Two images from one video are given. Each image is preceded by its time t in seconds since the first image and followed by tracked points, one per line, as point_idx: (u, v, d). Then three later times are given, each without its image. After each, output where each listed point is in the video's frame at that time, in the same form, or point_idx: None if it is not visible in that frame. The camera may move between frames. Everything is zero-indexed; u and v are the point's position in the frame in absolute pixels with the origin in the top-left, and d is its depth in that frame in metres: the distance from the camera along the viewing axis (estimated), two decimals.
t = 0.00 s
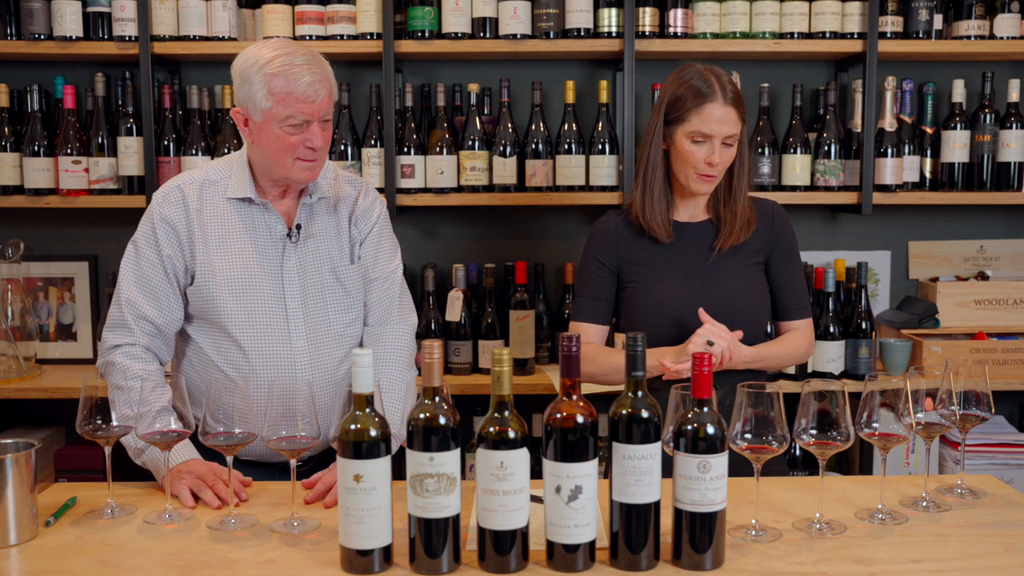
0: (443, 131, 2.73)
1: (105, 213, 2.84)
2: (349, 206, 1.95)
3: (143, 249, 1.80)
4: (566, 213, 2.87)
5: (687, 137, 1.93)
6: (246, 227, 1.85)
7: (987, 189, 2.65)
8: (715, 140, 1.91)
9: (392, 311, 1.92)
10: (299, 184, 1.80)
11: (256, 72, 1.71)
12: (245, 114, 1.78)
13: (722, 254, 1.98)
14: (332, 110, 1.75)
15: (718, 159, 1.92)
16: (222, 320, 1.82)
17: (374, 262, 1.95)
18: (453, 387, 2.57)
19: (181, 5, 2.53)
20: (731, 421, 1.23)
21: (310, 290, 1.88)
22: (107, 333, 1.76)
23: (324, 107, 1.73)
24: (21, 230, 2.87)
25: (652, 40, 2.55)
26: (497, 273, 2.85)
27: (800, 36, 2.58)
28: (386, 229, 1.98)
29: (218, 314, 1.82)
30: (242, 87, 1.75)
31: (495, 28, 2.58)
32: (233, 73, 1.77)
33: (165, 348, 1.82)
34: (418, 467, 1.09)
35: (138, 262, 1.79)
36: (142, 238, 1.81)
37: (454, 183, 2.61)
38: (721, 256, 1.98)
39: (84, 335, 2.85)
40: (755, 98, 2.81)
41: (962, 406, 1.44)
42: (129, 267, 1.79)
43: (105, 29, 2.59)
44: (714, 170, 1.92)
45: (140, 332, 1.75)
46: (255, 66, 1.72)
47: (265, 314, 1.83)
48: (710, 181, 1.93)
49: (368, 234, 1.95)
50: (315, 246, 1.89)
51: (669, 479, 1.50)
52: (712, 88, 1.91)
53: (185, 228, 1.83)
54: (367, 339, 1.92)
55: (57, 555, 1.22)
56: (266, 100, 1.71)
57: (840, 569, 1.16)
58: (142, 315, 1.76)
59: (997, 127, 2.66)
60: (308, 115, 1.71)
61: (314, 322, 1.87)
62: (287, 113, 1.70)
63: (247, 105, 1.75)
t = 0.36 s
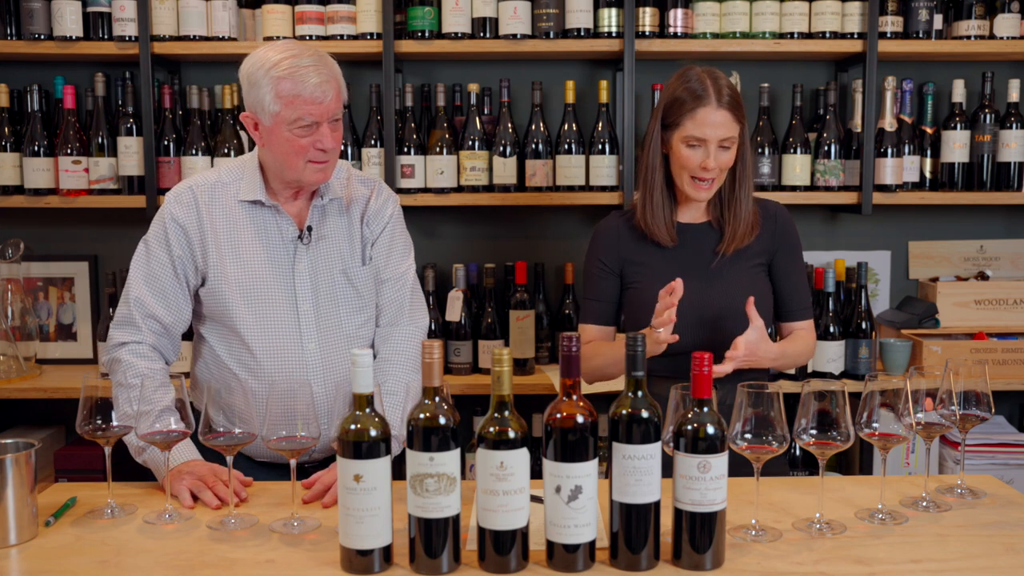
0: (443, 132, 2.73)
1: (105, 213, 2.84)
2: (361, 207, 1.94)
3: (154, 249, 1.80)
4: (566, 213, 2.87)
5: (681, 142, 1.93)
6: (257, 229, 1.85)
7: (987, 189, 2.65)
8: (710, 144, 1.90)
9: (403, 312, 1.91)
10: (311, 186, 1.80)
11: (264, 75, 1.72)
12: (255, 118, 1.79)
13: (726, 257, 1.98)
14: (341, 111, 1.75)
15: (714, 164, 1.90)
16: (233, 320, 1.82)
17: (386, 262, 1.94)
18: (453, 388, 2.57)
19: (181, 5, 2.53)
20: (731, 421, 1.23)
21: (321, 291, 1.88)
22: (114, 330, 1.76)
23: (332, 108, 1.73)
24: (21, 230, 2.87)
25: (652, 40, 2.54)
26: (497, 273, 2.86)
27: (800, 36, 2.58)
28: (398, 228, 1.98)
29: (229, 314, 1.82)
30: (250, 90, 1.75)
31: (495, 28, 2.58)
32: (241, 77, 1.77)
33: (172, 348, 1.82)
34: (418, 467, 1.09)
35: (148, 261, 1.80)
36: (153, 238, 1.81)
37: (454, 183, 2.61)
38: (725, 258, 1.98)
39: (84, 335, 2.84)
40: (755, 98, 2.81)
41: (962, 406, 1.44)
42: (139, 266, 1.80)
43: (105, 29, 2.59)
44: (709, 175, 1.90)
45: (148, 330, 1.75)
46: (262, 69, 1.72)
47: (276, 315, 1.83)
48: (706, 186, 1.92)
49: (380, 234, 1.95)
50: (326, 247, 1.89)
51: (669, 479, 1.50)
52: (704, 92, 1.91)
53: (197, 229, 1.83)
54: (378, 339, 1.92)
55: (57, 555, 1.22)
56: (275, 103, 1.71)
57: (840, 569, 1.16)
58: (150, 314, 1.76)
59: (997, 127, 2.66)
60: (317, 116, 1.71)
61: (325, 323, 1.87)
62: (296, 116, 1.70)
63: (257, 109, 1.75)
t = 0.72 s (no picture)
0: (443, 132, 2.73)
1: (105, 213, 2.84)
2: (370, 208, 1.93)
3: (163, 249, 1.81)
4: (566, 214, 2.87)
5: (663, 136, 1.96)
6: (266, 232, 1.85)
7: (987, 189, 2.65)
8: (688, 137, 1.91)
9: (409, 313, 1.90)
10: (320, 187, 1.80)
11: (269, 77, 1.72)
12: (262, 122, 1.79)
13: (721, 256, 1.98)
14: (347, 110, 1.75)
15: (692, 156, 1.92)
16: (240, 322, 1.82)
17: (394, 263, 1.93)
18: (453, 388, 2.57)
19: (181, 5, 2.53)
20: (731, 421, 1.23)
21: (330, 293, 1.87)
22: (120, 328, 1.76)
23: (339, 108, 1.72)
24: (21, 230, 2.87)
25: (652, 40, 2.54)
26: (497, 273, 2.86)
27: (800, 36, 2.58)
28: (407, 229, 1.96)
29: (237, 315, 1.82)
30: (256, 94, 1.75)
31: (495, 28, 2.58)
32: (247, 80, 1.77)
33: (177, 348, 1.82)
34: (418, 467, 1.09)
35: (157, 261, 1.80)
36: (162, 239, 1.81)
37: (454, 183, 2.61)
38: (717, 257, 1.99)
39: (84, 335, 2.84)
40: (755, 99, 2.81)
41: (962, 406, 1.44)
42: (148, 265, 1.80)
43: (105, 29, 2.59)
44: (687, 167, 1.92)
45: (155, 329, 1.76)
46: (267, 72, 1.72)
47: (284, 316, 1.83)
48: (686, 178, 1.93)
49: (388, 235, 1.94)
50: (335, 249, 1.88)
51: (669, 479, 1.50)
52: (683, 86, 1.93)
53: (206, 230, 1.83)
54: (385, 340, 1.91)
55: (57, 555, 1.22)
56: (281, 105, 1.71)
57: (840, 569, 1.16)
58: (157, 314, 1.76)
59: (997, 127, 2.66)
60: (323, 117, 1.71)
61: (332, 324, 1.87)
62: (302, 117, 1.70)
63: (264, 113, 1.75)
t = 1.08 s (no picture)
0: (443, 132, 2.73)
1: (105, 213, 2.84)
2: (364, 208, 1.93)
3: (158, 249, 1.81)
4: (566, 213, 2.87)
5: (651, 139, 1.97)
6: (260, 231, 1.85)
7: (987, 189, 2.65)
8: (674, 140, 1.92)
9: (403, 313, 1.91)
10: (318, 185, 1.80)
11: (267, 76, 1.72)
12: (260, 121, 1.79)
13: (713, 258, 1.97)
14: (345, 107, 1.75)
15: (678, 159, 1.92)
16: (235, 322, 1.83)
17: (387, 263, 1.94)
18: (453, 388, 2.57)
19: (181, 5, 2.53)
20: (731, 421, 1.23)
21: (324, 293, 1.88)
22: (117, 329, 1.76)
23: (337, 104, 1.73)
24: (21, 230, 2.87)
25: (652, 40, 2.54)
26: (497, 273, 2.86)
27: (800, 36, 2.58)
28: (399, 229, 1.97)
29: (232, 315, 1.82)
30: (254, 93, 1.75)
31: (495, 28, 2.58)
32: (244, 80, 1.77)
33: (173, 347, 1.81)
34: (418, 467, 1.09)
35: (152, 260, 1.80)
36: (156, 238, 1.81)
37: (454, 184, 2.61)
38: (705, 260, 1.97)
39: (84, 335, 2.84)
40: (755, 99, 2.81)
41: (962, 406, 1.44)
42: (143, 265, 1.80)
43: (105, 29, 2.59)
44: (674, 170, 1.92)
45: (152, 329, 1.75)
46: (265, 71, 1.72)
47: (279, 316, 1.84)
48: (674, 181, 1.93)
49: (382, 235, 1.94)
50: (330, 249, 1.89)
51: (668, 479, 1.50)
52: (670, 90, 1.95)
53: (201, 229, 1.83)
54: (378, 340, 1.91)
55: (57, 555, 1.22)
56: (279, 103, 1.71)
57: (840, 569, 1.16)
58: (154, 313, 1.76)
59: (997, 127, 2.66)
60: (322, 114, 1.71)
61: (326, 324, 1.87)
62: (300, 115, 1.70)
63: (262, 112, 1.76)
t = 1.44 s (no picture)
0: (443, 132, 2.73)
1: (105, 213, 2.84)
2: (344, 204, 1.93)
3: (141, 247, 1.81)
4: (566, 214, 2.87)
5: (652, 135, 1.96)
6: (241, 228, 1.85)
7: (987, 189, 2.65)
8: (675, 135, 1.92)
9: (385, 310, 1.90)
10: (298, 179, 1.81)
11: (246, 70, 1.74)
12: (239, 116, 1.80)
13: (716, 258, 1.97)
14: (324, 101, 1.78)
15: (678, 154, 1.92)
16: (217, 319, 1.82)
17: (368, 260, 1.93)
18: (453, 387, 2.57)
19: (181, 5, 2.53)
20: (731, 421, 1.23)
21: (304, 290, 1.87)
22: (108, 330, 1.76)
23: (316, 97, 1.75)
24: (22, 230, 2.87)
25: (652, 40, 2.54)
26: (497, 273, 2.86)
27: (800, 36, 2.58)
28: (380, 227, 1.97)
29: (214, 313, 1.82)
30: (233, 87, 1.78)
31: (495, 28, 2.58)
32: (223, 76, 1.80)
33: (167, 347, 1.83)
34: (418, 467, 1.09)
35: (136, 260, 1.80)
36: (139, 237, 1.81)
37: (454, 183, 2.61)
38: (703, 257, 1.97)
39: (84, 335, 2.84)
40: (755, 99, 2.81)
41: (962, 406, 1.44)
42: (128, 264, 1.80)
43: (105, 29, 2.59)
44: (674, 165, 1.92)
45: (142, 330, 1.76)
46: (244, 65, 1.74)
47: (260, 314, 1.83)
48: (674, 176, 1.93)
49: (362, 232, 1.94)
50: (310, 246, 1.88)
51: (668, 479, 1.50)
52: (670, 87, 1.95)
53: (182, 227, 1.83)
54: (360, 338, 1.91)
55: (57, 555, 1.22)
56: (258, 96, 1.74)
57: (840, 569, 1.16)
58: (144, 313, 1.77)
59: (997, 127, 2.66)
60: (302, 106, 1.74)
61: (307, 322, 1.87)
62: (281, 107, 1.73)
63: (241, 106, 1.77)
